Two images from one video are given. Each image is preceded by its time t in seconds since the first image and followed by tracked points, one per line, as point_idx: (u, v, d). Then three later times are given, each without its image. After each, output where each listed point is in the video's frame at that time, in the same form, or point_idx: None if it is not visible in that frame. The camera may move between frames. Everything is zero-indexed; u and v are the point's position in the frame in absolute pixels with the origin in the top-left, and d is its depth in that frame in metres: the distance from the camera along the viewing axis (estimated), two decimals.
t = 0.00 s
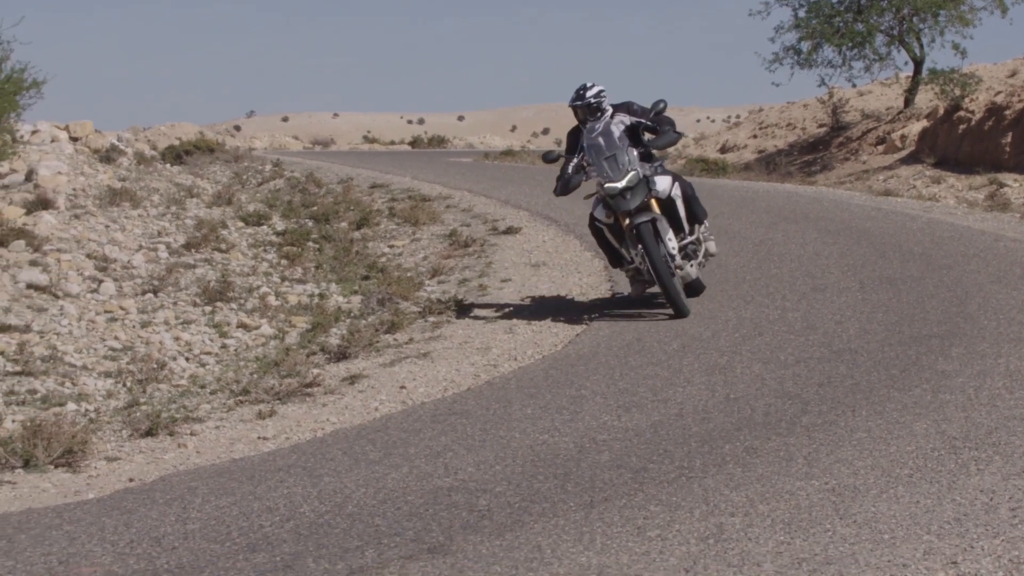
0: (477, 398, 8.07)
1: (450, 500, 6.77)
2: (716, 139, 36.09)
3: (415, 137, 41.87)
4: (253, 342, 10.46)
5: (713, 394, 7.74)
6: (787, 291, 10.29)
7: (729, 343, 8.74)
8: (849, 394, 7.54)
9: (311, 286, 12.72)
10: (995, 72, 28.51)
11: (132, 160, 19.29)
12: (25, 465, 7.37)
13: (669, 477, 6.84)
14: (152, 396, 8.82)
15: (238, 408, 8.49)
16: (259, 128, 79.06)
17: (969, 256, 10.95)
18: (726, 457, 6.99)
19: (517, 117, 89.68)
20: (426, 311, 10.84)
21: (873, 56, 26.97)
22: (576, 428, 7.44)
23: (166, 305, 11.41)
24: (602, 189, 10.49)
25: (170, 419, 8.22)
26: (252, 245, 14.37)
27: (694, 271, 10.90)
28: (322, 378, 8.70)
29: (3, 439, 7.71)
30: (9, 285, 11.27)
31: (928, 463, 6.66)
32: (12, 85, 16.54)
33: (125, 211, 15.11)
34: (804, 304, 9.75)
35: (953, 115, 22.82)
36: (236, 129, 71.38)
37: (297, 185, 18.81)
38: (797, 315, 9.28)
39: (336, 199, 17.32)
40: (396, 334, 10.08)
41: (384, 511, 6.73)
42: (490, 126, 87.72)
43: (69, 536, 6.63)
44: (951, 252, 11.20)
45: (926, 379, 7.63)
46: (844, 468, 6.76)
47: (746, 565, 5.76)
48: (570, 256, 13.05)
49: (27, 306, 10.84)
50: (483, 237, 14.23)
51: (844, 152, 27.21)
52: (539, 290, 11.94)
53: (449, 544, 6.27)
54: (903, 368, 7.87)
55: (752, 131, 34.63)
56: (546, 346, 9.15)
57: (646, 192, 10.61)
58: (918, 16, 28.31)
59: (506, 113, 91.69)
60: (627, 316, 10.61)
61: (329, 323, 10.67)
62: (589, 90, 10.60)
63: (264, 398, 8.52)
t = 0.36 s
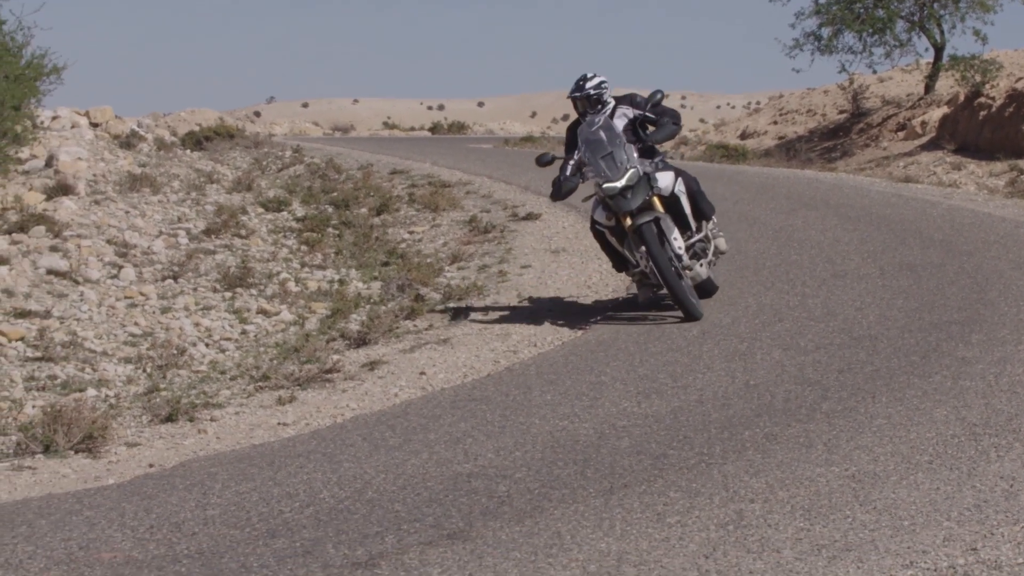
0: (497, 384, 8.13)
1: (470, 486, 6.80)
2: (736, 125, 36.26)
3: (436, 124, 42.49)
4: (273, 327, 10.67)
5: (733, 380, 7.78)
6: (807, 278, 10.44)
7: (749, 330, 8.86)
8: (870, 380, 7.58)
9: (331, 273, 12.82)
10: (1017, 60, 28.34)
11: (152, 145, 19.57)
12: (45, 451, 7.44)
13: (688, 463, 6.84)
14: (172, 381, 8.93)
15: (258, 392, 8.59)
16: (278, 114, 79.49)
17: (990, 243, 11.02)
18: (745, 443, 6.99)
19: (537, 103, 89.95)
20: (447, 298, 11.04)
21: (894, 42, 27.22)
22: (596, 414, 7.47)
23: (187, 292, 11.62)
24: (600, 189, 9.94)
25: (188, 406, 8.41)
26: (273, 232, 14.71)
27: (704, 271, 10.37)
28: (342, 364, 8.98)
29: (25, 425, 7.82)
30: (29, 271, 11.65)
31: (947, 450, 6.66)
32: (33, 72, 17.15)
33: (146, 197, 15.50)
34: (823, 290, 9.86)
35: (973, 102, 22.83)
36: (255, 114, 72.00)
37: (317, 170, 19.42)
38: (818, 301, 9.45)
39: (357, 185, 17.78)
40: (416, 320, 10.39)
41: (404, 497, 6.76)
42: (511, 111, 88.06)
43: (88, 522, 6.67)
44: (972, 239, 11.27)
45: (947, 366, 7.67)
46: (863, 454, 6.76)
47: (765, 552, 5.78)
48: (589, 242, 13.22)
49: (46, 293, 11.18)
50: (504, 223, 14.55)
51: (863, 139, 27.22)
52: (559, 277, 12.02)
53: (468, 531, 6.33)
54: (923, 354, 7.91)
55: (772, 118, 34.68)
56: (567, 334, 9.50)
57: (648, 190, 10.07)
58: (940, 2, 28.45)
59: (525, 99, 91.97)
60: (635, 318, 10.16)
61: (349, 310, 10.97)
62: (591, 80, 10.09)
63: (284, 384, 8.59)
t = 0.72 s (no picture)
0: (514, 370, 8.26)
1: (488, 473, 6.80)
2: (754, 112, 36.33)
3: (453, 112, 43.05)
4: (291, 315, 11.12)
5: (751, 368, 7.87)
6: (825, 266, 10.47)
7: (768, 318, 8.97)
8: (888, 368, 7.61)
9: (349, 260, 13.42)
10: None
11: (170, 131, 20.68)
12: (63, 438, 7.53)
13: (705, 450, 6.86)
14: (191, 368, 9.33)
15: (276, 379, 8.74)
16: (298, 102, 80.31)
17: (1009, 231, 11.04)
18: (763, 431, 7.01)
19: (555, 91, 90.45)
20: (465, 284, 11.47)
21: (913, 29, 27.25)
22: (613, 402, 7.54)
23: (206, 279, 12.18)
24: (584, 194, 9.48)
25: (207, 393, 8.41)
26: (291, 219, 15.25)
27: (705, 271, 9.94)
28: (359, 352, 9.03)
29: (44, 411, 7.87)
30: (48, 257, 12.02)
31: (966, 438, 6.65)
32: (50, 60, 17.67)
33: (164, 184, 16.26)
34: (841, 279, 9.92)
35: (992, 89, 22.73)
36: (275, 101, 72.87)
37: (335, 158, 19.91)
38: (836, 290, 9.53)
39: (375, 173, 18.24)
40: (433, 307, 10.68)
41: (422, 483, 6.77)
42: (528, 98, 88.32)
43: (107, 508, 6.71)
44: (991, 227, 11.28)
45: (965, 353, 7.69)
46: (882, 441, 6.76)
47: (783, 539, 5.78)
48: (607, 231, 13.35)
49: (65, 279, 11.62)
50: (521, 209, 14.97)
51: (882, 127, 27.18)
52: (578, 264, 12.23)
53: (486, 517, 6.33)
54: (942, 341, 7.94)
55: (791, 106, 34.70)
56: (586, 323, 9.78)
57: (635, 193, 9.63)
58: None
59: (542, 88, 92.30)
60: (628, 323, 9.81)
61: (367, 297, 11.31)
62: (579, 73, 9.60)
63: (302, 370, 8.77)
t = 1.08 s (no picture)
0: (536, 356, 8.32)
1: (511, 459, 6.81)
2: (776, 98, 36.35)
3: (474, 100, 43.42)
4: (314, 301, 11.25)
5: (775, 353, 7.89)
6: (847, 252, 10.46)
7: (791, 305, 9.00)
8: (910, 354, 7.61)
9: (371, 246, 13.62)
10: None
11: (192, 118, 20.98)
12: (86, 424, 7.60)
13: (730, 436, 6.85)
14: (214, 354, 9.34)
15: (299, 365, 8.80)
16: (321, 86, 81.31)
17: None
18: (786, 417, 7.00)
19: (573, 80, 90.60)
20: (488, 270, 11.45)
21: (935, 16, 27.12)
22: (636, 388, 7.55)
23: (227, 266, 12.33)
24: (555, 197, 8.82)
25: (230, 376, 8.51)
26: (313, 206, 15.47)
27: (696, 275, 9.41)
28: (381, 338, 9.12)
29: (66, 397, 7.94)
30: (71, 243, 12.45)
31: (988, 424, 6.64)
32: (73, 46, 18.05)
33: (186, 170, 16.55)
34: (864, 265, 9.94)
35: (1016, 75, 22.56)
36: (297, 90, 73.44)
37: (357, 145, 20.10)
38: (860, 277, 9.55)
39: (397, 159, 18.40)
40: (456, 293, 10.81)
41: (444, 470, 6.78)
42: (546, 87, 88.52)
43: (131, 493, 6.73)
44: (1015, 214, 11.23)
45: (988, 340, 7.70)
46: (905, 428, 6.75)
47: (807, 525, 5.77)
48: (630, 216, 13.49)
49: (87, 267, 11.90)
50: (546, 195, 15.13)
51: (904, 113, 27.11)
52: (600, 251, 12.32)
53: (509, 503, 6.33)
54: (964, 328, 7.93)
55: (812, 92, 34.72)
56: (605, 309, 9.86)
57: (609, 193, 8.95)
58: None
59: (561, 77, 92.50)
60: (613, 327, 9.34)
61: (389, 283, 11.46)
62: (559, 65, 9.36)
63: (324, 355, 8.78)
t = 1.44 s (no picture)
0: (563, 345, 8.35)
1: (540, 443, 6.80)
2: (807, 82, 36.39)
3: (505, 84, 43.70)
4: (343, 285, 11.56)
5: (804, 338, 7.92)
6: (877, 237, 10.48)
7: (821, 289, 9.03)
8: (942, 338, 7.62)
9: (401, 231, 13.65)
10: None
11: (222, 101, 21.44)
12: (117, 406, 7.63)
13: (760, 421, 6.84)
14: (244, 338, 9.68)
15: (327, 349, 8.97)
16: (353, 71, 82.68)
17: None
18: (817, 402, 6.99)
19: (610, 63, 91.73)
20: (517, 256, 11.54)
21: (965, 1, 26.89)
22: (667, 371, 7.60)
23: (258, 248, 12.69)
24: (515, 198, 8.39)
25: (260, 360, 8.63)
26: (344, 188, 15.73)
27: (676, 276, 9.08)
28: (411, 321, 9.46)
29: (97, 380, 8.07)
30: (102, 227, 12.64)
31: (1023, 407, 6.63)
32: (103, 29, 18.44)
33: (217, 151, 16.95)
34: (895, 249, 9.95)
35: None
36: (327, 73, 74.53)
37: (386, 128, 20.35)
38: (890, 262, 9.57)
39: (427, 142, 18.59)
40: (486, 276, 10.97)
41: (474, 453, 6.78)
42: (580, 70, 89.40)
43: (161, 476, 6.75)
44: None
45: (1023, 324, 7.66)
46: (935, 412, 6.73)
47: (837, 509, 5.76)
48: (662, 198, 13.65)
49: (118, 249, 12.16)
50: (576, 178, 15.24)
51: (935, 97, 27.03)
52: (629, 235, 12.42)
53: (539, 487, 6.32)
54: (997, 313, 7.94)
55: (843, 77, 34.69)
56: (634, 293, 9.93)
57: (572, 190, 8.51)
58: None
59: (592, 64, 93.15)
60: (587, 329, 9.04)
61: (419, 267, 11.63)
62: (533, 58, 8.69)
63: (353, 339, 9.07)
